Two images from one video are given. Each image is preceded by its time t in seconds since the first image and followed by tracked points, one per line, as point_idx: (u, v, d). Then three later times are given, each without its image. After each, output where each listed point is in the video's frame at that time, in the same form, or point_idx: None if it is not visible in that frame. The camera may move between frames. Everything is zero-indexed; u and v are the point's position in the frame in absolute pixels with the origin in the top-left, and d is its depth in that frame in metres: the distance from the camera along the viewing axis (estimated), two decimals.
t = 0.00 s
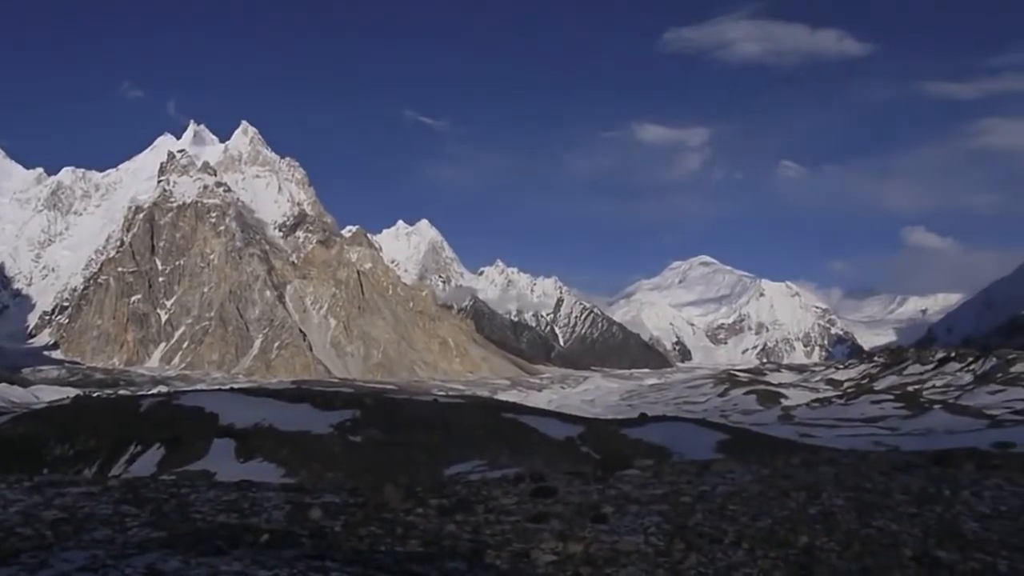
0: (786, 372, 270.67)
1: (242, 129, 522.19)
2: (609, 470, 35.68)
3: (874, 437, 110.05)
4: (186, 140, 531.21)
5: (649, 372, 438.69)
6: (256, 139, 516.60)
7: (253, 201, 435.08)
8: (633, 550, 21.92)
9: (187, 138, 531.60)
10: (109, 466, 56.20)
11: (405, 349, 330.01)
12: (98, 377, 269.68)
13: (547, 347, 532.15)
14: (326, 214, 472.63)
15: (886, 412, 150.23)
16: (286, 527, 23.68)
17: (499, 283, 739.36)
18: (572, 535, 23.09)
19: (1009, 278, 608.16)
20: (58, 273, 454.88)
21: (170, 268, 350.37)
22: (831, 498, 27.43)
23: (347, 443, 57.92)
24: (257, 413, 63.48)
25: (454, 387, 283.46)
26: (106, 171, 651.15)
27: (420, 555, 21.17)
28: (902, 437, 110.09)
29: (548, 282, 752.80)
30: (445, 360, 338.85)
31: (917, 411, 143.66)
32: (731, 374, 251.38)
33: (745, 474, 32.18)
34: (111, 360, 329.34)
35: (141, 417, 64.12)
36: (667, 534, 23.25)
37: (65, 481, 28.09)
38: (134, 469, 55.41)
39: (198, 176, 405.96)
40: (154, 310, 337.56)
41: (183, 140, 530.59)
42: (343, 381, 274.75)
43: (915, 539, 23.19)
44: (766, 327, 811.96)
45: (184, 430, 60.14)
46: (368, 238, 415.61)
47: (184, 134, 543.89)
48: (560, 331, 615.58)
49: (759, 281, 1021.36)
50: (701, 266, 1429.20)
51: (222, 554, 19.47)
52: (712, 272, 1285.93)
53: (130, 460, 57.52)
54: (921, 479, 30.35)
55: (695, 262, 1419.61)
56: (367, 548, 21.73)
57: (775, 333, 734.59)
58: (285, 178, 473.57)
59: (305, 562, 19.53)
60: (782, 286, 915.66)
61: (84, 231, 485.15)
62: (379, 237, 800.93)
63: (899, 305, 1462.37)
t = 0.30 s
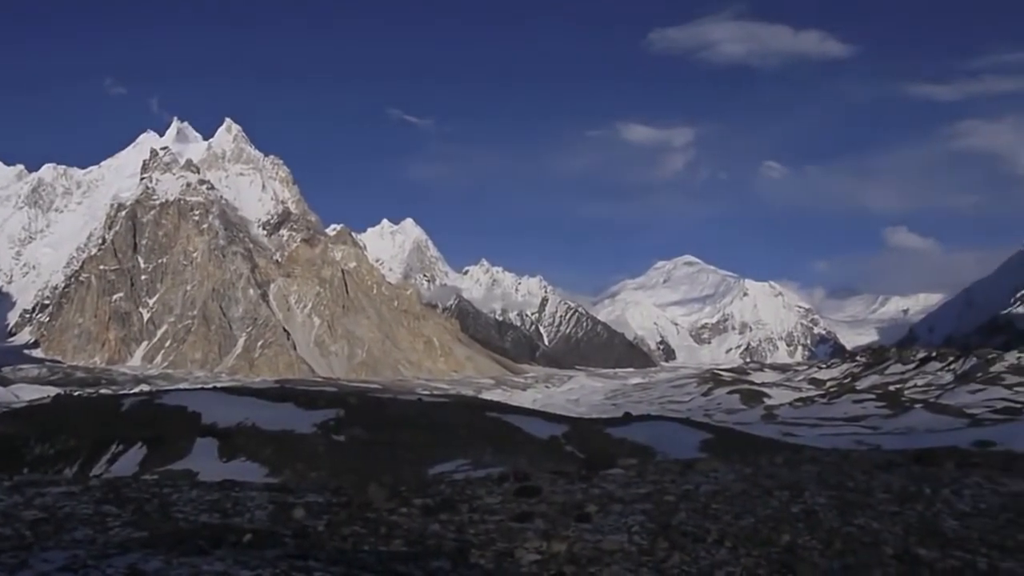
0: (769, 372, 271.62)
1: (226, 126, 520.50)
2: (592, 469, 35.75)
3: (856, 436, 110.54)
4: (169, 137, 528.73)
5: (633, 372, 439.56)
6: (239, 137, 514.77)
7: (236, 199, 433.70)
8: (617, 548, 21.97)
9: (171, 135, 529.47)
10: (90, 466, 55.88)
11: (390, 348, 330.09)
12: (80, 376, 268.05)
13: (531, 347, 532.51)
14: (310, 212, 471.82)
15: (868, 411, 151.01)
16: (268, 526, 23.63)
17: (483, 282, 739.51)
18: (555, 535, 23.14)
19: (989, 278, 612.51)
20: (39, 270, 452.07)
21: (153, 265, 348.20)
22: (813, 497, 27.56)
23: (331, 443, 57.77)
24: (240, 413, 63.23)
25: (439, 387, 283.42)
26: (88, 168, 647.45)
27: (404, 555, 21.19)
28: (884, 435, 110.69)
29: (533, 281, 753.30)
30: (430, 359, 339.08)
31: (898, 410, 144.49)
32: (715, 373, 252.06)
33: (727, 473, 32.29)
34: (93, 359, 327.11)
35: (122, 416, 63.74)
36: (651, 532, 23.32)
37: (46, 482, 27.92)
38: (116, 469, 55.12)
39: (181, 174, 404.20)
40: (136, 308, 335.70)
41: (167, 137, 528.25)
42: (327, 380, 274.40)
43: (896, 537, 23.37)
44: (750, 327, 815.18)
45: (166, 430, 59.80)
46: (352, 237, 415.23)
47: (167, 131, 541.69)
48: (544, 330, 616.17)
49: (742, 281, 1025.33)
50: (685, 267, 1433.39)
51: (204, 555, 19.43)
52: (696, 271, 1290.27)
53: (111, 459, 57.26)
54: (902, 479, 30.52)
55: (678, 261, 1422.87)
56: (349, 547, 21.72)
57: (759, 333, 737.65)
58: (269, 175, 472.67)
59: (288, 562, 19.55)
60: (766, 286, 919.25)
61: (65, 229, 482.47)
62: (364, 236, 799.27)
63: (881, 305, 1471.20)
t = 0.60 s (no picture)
0: (754, 374, 272.42)
1: (211, 128, 518.60)
2: (579, 472, 35.81)
3: (840, 438, 111.08)
4: (153, 138, 526.30)
5: (619, 374, 440.34)
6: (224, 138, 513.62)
7: (221, 201, 432.08)
8: (602, 552, 22.02)
9: (155, 136, 527.01)
10: (73, 469, 55.64)
11: (376, 351, 330.25)
12: (63, 378, 266.47)
13: (517, 349, 532.73)
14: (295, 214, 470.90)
15: (852, 413, 151.63)
16: (253, 528, 23.61)
17: (469, 285, 739.60)
18: (542, 538, 23.16)
19: (972, 281, 615.57)
20: (22, 272, 448.68)
21: (137, 267, 345.59)
22: (799, 499, 27.65)
23: (316, 445, 57.67)
24: (224, 415, 63.09)
25: (425, 389, 283.35)
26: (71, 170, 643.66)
27: (390, 558, 21.16)
28: (867, 438, 111.19)
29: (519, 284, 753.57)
30: (416, 361, 339.52)
31: (883, 413, 145.23)
32: (701, 376, 252.62)
33: (713, 475, 32.45)
34: (76, 361, 324.71)
35: (106, 419, 63.47)
36: (636, 536, 23.36)
37: (31, 485, 27.75)
38: (99, 471, 54.88)
39: (166, 175, 402.27)
40: (120, 310, 333.66)
41: (151, 138, 525.80)
42: (312, 382, 273.92)
43: (879, 539, 23.50)
44: (735, 330, 817.98)
45: (151, 433, 59.58)
46: (338, 239, 414.85)
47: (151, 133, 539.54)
48: (530, 333, 616.56)
49: (727, 284, 1028.57)
50: (671, 270, 1436.57)
51: (190, 558, 19.42)
52: (681, 275, 1293.25)
53: (95, 462, 57.17)
54: (886, 481, 30.69)
55: (664, 263, 1425.90)
56: (334, 550, 21.70)
57: (745, 336, 740.23)
58: (255, 177, 471.80)
59: (272, 565, 19.49)
60: (751, 289, 922.75)
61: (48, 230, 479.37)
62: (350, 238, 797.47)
63: (864, 308, 1478.38)
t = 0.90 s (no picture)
0: (742, 377, 272.63)
1: (200, 129, 517.18)
2: (568, 475, 35.80)
3: (827, 442, 111.45)
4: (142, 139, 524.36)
5: (608, 377, 440.80)
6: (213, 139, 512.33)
7: (210, 202, 430.87)
8: (590, 555, 22.08)
9: (143, 137, 525.31)
10: (58, 473, 55.54)
11: (364, 354, 331.55)
12: (49, 379, 265.41)
13: (507, 353, 533.07)
14: (284, 216, 470.44)
15: (839, 417, 152.06)
16: (240, 531, 23.59)
17: (458, 288, 738.87)
18: (530, 540, 23.19)
19: (959, 286, 617.63)
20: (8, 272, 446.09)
21: (125, 268, 342.38)
22: (787, 502, 27.70)
23: (304, 447, 57.52)
24: (212, 417, 63.06)
25: (415, 392, 283.70)
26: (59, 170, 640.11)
27: (378, 560, 21.15)
28: (854, 442, 111.69)
29: (508, 287, 753.55)
30: (404, 364, 341.23)
31: (870, 417, 145.74)
32: (689, 380, 253.01)
33: (702, 478, 32.54)
34: (61, 364, 321.87)
35: (93, 419, 63.47)
36: (625, 538, 23.42)
37: (15, 488, 27.63)
38: (85, 474, 54.81)
39: (154, 176, 400.59)
40: (108, 311, 331.61)
41: (140, 139, 523.76)
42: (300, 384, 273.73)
43: (865, 542, 23.62)
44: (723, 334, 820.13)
45: (138, 434, 59.51)
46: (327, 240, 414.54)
47: (140, 134, 537.67)
48: (520, 336, 617.09)
49: (716, 288, 1030.95)
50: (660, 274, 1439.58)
51: (176, 561, 19.38)
52: (670, 278, 1296.47)
53: (81, 464, 57.00)
54: (873, 484, 30.85)
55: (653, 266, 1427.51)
56: (321, 553, 21.64)
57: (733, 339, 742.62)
58: (244, 179, 471.41)
59: (258, 568, 19.52)
60: (739, 293, 925.58)
61: (35, 231, 476.66)
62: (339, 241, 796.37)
63: (851, 313, 1484.40)
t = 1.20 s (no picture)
0: (726, 378, 273.32)
1: (185, 126, 514.96)
2: (553, 474, 35.93)
3: (810, 442, 111.97)
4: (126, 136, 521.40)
5: (592, 377, 441.59)
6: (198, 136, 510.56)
7: (195, 200, 429.37)
8: (574, 554, 22.11)
9: (128, 134, 522.29)
10: (39, 471, 55.28)
11: (350, 352, 332.98)
12: (31, 377, 263.90)
13: (492, 352, 533.55)
14: (269, 213, 469.63)
15: (822, 417, 152.78)
16: (223, 531, 23.53)
17: (444, 288, 738.29)
18: (514, 539, 23.24)
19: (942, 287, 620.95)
20: None
21: (108, 266, 340.33)
22: (769, 502, 27.83)
23: (288, 446, 57.53)
24: (195, 415, 63.04)
25: (400, 391, 284.09)
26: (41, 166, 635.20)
27: (362, 560, 21.12)
28: (836, 442, 112.26)
29: (493, 286, 753.38)
30: (389, 363, 342.80)
31: (852, 417, 146.53)
32: (674, 380, 253.35)
33: (686, 478, 32.62)
34: (42, 360, 313.15)
35: (75, 418, 63.36)
36: (608, 537, 23.47)
37: None
38: (67, 471, 54.59)
39: (138, 173, 397.99)
40: (90, 308, 326.57)
41: (124, 135, 520.77)
42: (285, 383, 273.44)
43: (848, 541, 23.70)
44: (708, 334, 822.81)
45: (121, 432, 59.37)
46: (312, 239, 413.89)
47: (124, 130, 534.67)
48: (505, 335, 617.67)
49: (701, 289, 1034.00)
50: (646, 274, 1442.47)
51: (158, 561, 19.36)
52: (655, 278, 1299.70)
53: (62, 463, 56.79)
54: (855, 484, 31.05)
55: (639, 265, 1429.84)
56: (304, 552, 21.66)
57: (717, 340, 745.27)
58: (229, 176, 470.19)
59: (242, 567, 19.47)
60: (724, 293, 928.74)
61: (17, 227, 472.94)
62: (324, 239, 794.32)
63: (835, 314, 1491.24)
